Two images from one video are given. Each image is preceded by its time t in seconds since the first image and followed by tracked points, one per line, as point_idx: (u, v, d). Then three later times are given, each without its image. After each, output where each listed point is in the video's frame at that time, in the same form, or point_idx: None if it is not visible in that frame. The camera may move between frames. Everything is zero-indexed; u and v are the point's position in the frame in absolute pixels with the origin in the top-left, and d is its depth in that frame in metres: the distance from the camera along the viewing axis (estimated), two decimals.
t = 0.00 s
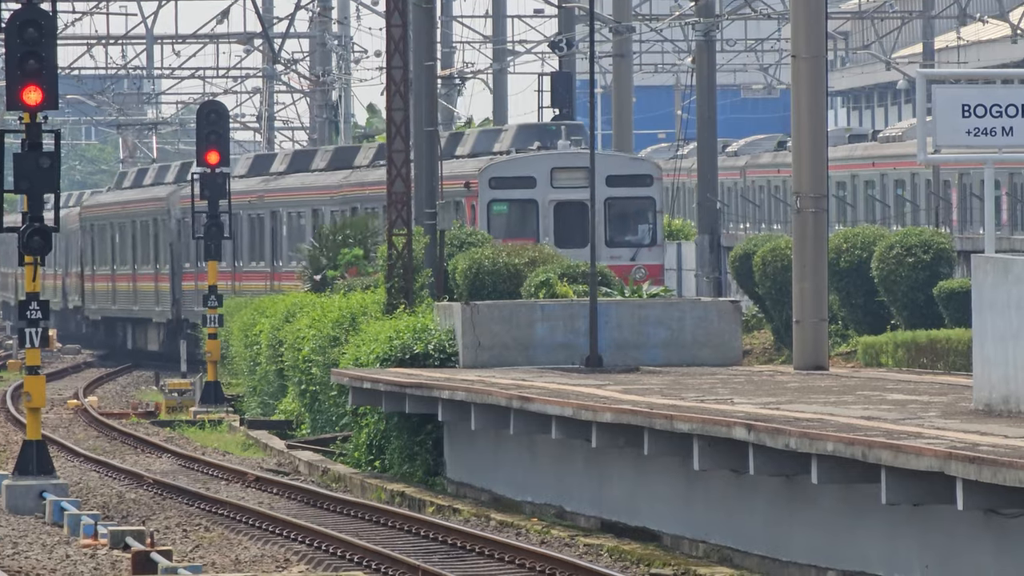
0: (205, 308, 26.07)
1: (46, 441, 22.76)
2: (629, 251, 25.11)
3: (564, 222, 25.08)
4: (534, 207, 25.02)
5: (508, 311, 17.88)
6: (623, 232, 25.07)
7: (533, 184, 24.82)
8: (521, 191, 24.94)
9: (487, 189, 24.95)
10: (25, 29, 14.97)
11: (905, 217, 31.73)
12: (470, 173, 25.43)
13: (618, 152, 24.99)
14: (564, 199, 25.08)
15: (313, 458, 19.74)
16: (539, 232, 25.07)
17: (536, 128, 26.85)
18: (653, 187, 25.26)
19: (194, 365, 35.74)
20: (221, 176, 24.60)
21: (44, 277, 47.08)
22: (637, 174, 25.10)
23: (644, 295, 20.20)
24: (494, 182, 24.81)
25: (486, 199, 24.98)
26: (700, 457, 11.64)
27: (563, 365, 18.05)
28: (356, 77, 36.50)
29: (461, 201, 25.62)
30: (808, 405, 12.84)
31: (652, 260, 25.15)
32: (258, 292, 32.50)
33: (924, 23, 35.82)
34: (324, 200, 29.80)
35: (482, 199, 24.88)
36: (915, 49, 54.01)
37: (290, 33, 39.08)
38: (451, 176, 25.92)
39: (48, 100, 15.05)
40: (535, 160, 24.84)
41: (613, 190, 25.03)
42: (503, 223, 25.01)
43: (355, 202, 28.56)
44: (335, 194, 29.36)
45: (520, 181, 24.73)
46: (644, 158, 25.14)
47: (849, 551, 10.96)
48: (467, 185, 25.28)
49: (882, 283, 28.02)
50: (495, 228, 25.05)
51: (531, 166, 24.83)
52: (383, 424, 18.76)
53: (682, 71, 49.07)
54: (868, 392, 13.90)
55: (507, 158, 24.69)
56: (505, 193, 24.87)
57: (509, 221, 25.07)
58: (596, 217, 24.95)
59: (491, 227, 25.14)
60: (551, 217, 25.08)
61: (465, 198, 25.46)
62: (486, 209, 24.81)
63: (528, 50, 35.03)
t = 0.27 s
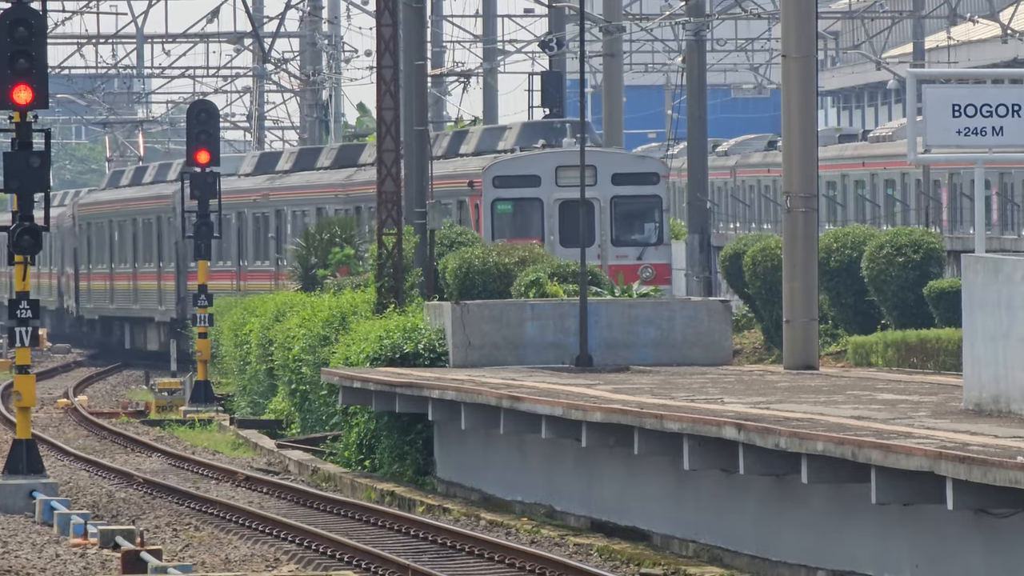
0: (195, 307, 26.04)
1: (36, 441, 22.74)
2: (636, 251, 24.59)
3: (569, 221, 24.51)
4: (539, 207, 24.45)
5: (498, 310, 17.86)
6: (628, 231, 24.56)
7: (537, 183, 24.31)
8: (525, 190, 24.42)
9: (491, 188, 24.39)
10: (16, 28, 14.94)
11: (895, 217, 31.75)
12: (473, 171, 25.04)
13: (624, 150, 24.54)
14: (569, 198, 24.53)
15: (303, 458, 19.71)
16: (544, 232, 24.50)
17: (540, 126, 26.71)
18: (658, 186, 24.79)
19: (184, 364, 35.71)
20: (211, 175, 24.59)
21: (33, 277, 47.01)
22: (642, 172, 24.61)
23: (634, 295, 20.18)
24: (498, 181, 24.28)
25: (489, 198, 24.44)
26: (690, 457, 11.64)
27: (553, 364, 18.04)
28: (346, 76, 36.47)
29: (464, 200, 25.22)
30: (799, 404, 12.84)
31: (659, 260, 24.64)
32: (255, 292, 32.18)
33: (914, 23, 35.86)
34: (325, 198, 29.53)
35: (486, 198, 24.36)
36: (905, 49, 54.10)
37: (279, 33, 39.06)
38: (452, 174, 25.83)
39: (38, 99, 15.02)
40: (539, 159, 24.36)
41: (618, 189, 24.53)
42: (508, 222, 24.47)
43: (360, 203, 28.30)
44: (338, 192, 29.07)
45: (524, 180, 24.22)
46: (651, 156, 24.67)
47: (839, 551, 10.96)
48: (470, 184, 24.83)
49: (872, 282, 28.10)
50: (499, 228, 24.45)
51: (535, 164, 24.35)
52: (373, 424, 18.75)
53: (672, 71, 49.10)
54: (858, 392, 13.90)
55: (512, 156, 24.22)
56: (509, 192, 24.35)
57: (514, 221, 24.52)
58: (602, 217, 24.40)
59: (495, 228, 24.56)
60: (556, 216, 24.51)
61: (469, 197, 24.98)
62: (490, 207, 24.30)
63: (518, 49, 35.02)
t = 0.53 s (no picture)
0: (185, 307, 26.01)
1: (26, 440, 22.71)
2: (643, 251, 24.57)
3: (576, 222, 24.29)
4: (547, 207, 24.16)
5: (489, 311, 17.86)
6: (635, 231, 24.50)
7: (544, 182, 24.06)
8: (532, 190, 24.17)
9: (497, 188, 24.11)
10: (7, 28, 14.91)
11: (886, 218, 31.80)
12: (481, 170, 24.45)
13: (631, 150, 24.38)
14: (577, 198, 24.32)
15: (293, 458, 19.70)
16: (551, 232, 24.22)
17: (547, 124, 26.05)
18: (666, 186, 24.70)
19: (174, 364, 35.66)
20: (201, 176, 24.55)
21: (24, 277, 46.95)
22: (650, 172, 24.52)
23: (625, 296, 20.19)
24: (504, 181, 24.01)
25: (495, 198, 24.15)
26: (680, 457, 11.64)
27: (543, 365, 18.05)
28: (337, 77, 36.43)
29: (470, 199, 24.79)
30: (789, 405, 12.84)
31: (667, 261, 24.56)
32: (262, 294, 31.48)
33: (905, 24, 35.88)
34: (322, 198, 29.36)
35: (491, 198, 24.07)
36: (896, 50, 54.16)
37: (270, 33, 39.02)
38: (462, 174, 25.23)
39: (29, 99, 14.98)
40: (546, 158, 24.09)
41: (627, 188, 24.39)
42: (515, 222, 24.18)
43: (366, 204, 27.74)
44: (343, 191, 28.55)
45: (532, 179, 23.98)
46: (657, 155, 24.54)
47: (829, 551, 10.96)
48: (475, 183, 24.41)
49: (864, 283, 28.29)
50: (505, 228, 24.15)
51: (542, 163, 24.09)
52: (363, 425, 18.74)
53: (663, 72, 49.12)
54: (849, 393, 13.91)
55: (519, 155, 23.97)
56: (516, 191, 24.09)
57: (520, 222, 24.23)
58: (610, 217, 24.28)
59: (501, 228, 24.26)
60: (563, 217, 24.22)
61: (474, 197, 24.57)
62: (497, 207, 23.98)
63: (509, 50, 35.00)
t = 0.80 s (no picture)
0: (175, 309, 25.96)
1: (15, 441, 22.68)
2: (651, 254, 24.00)
3: (583, 223, 23.89)
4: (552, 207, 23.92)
5: (479, 312, 17.83)
6: (643, 233, 23.99)
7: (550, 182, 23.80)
8: (537, 190, 23.90)
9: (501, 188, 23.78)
10: None
11: (876, 220, 31.83)
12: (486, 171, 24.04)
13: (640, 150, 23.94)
14: (583, 199, 23.91)
15: (283, 459, 19.68)
16: (556, 233, 23.94)
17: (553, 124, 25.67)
18: (676, 187, 24.23)
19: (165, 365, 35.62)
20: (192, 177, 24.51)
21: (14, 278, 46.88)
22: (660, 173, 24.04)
23: (614, 298, 20.18)
24: (509, 181, 23.72)
25: (500, 198, 23.79)
26: (671, 459, 11.63)
27: (533, 366, 18.04)
28: (327, 78, 36.38)
29: (475, 201, 24.23)
30: (778, 407, 12.83)
31: (676, 263, 24.00)
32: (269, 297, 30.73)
33: (895, 26, 35.91)
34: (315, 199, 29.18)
35: (497, 198, 23.72)
36: (886, 51, 54.18)
37: (260, 34, 38.97)
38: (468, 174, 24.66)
39: (18, 101, 14.92)
40: (551, 158, 23.83)
41: (634, 190, 23.99)
42: (521, 224, 23.87)
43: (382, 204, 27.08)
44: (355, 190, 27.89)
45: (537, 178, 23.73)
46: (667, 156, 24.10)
47: (819, 553, 10.95)
48: (480, 183, 23.97)
49: (854, 285, 28.51)
50: (511, 230, 23.81)
51: (547, 163, 23.85)
52: (353, 426, 18.71)
53: (653, 73, 49.17)
54: (839, 394, 13.91)
55: (524, 155, 23.71)
56: (521, 192, 23.81)
57: (527, 224, 23.95)
58: (617, 218, 23.87)
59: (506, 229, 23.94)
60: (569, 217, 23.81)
61: (479, 197, 24.10)
62: (501, 208, 23.63)
63: (499, 51, 35.00)
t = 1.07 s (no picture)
0: (165, 310, 25.91)
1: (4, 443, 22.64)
2: (660, 255, 23.82)
3: (590, 223, 23.67)
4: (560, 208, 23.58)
5: (468, 314, 17.82)
6: (651, 234, 23.80)
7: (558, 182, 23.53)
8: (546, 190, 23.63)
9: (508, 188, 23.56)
10: None
11: (865, 221, 31.89)
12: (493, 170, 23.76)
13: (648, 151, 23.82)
14: (591, 199, 23.73)
15: (272, 461, 19.65)
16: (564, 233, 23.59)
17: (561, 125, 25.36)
18: (685, 188, 24.07)
19: (154, 367, 35.58)
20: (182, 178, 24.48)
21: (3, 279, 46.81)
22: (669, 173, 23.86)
23: (604, 299, 20.16)
24: (516, 181, 23.53)
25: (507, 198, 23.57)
26: (660, 461, 11.62)
27: (522, 367, 18.03)
28: (317, 79, 36.34)
29: (482, 201, 24.10)
30: (767, 409, 12.84)
31: (685, 265, 23.80)
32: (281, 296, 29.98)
33: (884, 28, 35.94)
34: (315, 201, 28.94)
35: (503, 198, 23.52)
36: (875, 53, 54.26)
37: (250, 36, 38.93)
38: (473, 173, 24.34)
39: (8, 101, 14.88)
40: (560, 158, 23.59)
41: (642, 190, 23.84)
42: (526, 225, 23.60)
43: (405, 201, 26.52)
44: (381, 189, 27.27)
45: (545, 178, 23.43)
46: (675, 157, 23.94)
47: (808, 555, 10.95)
48: (487, 183, 23.75)
49: (843, 287, 28.79)
50: (517, 230, 23.57)
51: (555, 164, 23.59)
52: (342, 427, 18.69)
53: (642, 74, 49.19)
54: (828, 396, 13.91)
55: (531, 154, 23.43)
56: (528, 192, 23.59)
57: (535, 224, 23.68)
58: (625, 219, 23.70)
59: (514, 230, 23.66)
60: (577, 218, 23.63)
61: (486, 198, 23.90)
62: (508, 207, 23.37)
63: (489, 53, 35.00)
